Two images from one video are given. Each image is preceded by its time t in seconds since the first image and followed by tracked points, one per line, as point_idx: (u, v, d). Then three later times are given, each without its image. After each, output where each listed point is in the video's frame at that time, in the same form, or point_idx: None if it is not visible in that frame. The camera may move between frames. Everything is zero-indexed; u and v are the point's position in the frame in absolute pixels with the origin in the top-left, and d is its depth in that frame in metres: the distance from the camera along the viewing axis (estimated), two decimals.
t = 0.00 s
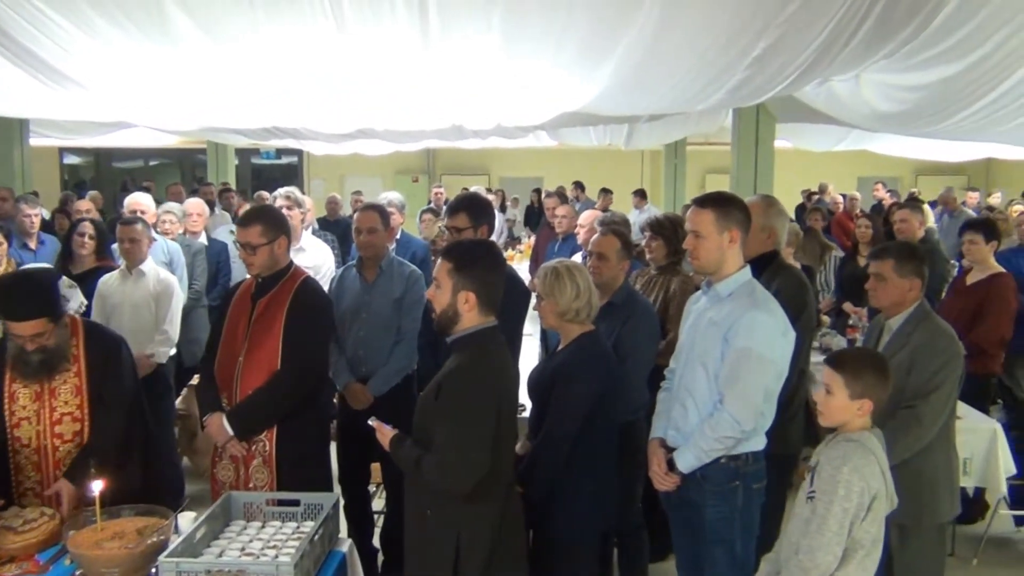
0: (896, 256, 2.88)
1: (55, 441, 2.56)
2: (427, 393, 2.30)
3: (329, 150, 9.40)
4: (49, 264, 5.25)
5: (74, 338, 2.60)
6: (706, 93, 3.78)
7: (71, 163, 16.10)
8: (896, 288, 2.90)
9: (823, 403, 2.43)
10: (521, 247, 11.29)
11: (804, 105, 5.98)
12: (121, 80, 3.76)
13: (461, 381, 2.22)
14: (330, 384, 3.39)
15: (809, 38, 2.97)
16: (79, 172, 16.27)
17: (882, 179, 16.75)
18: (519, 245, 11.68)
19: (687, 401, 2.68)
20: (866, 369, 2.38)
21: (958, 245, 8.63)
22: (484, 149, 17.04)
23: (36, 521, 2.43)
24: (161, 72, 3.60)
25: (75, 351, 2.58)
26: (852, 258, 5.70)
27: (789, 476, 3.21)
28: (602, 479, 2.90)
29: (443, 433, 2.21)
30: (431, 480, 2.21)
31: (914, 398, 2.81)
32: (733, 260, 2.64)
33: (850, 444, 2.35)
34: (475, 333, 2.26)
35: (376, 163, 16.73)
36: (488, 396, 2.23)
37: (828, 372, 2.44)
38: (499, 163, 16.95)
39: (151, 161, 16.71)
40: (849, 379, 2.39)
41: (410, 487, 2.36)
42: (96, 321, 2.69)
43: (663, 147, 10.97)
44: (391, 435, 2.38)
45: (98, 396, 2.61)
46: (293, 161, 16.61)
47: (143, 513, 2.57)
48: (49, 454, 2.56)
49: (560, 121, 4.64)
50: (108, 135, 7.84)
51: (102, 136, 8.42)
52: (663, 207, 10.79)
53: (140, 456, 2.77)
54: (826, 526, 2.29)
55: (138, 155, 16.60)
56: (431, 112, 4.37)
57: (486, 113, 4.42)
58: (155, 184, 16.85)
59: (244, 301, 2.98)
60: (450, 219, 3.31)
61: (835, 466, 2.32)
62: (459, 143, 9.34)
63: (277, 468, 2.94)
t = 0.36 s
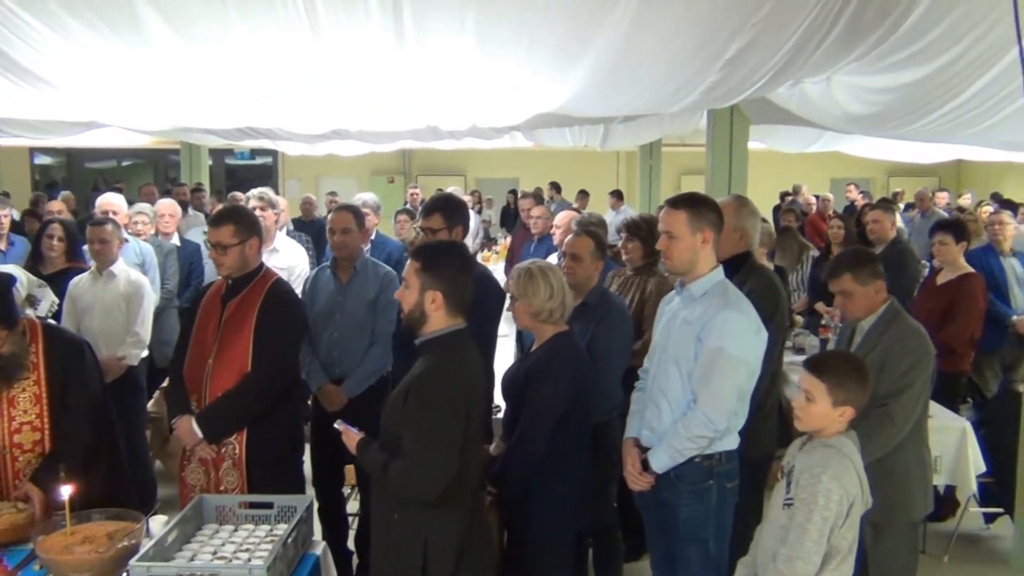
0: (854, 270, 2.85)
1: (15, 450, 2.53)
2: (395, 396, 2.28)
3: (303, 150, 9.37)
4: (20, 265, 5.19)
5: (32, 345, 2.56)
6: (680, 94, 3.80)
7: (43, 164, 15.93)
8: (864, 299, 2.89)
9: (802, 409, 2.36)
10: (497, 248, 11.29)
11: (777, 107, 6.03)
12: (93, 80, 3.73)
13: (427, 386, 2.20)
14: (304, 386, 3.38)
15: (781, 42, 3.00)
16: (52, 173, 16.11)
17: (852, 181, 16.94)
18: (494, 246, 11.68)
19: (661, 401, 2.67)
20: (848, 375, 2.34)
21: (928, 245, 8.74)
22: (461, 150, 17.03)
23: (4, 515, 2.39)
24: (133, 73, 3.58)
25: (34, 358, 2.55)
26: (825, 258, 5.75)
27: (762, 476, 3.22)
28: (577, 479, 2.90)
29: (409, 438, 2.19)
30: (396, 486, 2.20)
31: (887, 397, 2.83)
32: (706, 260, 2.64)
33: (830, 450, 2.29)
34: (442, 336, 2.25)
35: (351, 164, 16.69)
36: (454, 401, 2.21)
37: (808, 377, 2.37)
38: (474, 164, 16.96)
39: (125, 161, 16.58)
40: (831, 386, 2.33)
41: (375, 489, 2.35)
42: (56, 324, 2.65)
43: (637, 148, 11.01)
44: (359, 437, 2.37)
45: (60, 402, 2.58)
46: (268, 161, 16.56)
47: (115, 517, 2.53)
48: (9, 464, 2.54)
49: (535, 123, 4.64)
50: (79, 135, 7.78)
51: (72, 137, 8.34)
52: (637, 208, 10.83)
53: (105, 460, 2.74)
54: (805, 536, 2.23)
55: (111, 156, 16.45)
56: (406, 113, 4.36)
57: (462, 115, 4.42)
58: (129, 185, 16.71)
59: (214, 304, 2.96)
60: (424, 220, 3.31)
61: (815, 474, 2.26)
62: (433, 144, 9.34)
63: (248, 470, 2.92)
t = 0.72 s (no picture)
0: (821, 274, 2.87)
1: None
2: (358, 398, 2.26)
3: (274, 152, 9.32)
4: None
5: None
6: (651, 96, 3.82)
7: (10, 165, 15.74)
8: (831, 302, 2.91)
9: (778, 417, 2.28)
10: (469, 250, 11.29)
11: (749, 110, 6.08)
12: (62, 82, 3.69)
13: (391, 389, 2.18)
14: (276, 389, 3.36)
15: (751, 44, 3.03)
16: (20, 175, 15.92)
17: (824, 183, 17.12)
18: (467, 248, 11.69)
19: (632, 402, 2.67)
20: (826, 384, 2.27)
21: (895, 246, 8.85)
22: (436, 152, 17.02)
23: None
24: (101, 75, 3.55)
25: None
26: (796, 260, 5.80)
27: (735, 476, 3.24)
28: (549, 480, 2.90)
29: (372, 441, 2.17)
30: (359, 491, 2.20)
31: (859, 397, 2.84)
32: (675, 261, 2.65)
33: (808, 460, 2.22)
34: (405, 338, 2.24)
35: (325, 166, 16.64)
36: (417, 405, 2.19)
37: (784, 385, 2.29)
38: (447, 166, 16.95)
39: (94, 163, 16.42)
40: (809, 396, 2.25)
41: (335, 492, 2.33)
42: (19, 330, 2.64)
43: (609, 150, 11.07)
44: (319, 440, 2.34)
45: (22, 409, 2.57)
46: (239, 163, 16.46)
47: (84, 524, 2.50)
48: None
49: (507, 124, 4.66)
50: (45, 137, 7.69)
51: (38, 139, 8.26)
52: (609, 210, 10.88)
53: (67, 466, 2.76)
54: (785, 550, 2.17)
55: (80, 158, 16.28)
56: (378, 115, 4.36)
57: (433, 117, 4.42)
58: (99, 188, 16.55)
59: (182, 306, 2.94)
60: (396, 222, 3.31)
61: (794, 486, 2.20)
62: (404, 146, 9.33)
63: (214, 474, 2.90)
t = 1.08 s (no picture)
0: (808, 266, 2.90)
1: None
2: (326, 401, 2.27)
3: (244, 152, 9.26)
4: None
5: None
6: (623, 97, 3.83)
7: None
8: (813, 296, 2.94)
9: (755, 431, 2.24)
10: (444, 250, 11.28)
11: (721, 111, 6.12)
12: (28, 83, 3.65)
13: (358, 391, 2.19)
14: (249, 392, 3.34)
15: (722, 46, 3.05)
16: None
17: (796, 182, 17.27)
18: (441, 248, 11.69)
19: (606, 402, 2.67)
20: (802, 397, 2.22)
21: (865, 244, 8.95)
22: (411, 153, 16.99)
23: None
24: (68, 76, 3.51)
25: None
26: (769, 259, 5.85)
27: (708, 474, 3.26)
28: (523, 482, 2.89)
29: (340, 442, 2.19)
30: (327, 494, 2.20)
31: (835, 396, 2.87)
32: (648, 261, 2.66)
33: (787, 471, 2.19)
34: (374, 339, 2.23)
35: (299, 167, 16.59)
36: (385, 406, 2.20)
37: (759, 399, 2.24)
38: (421, 167, 16.93)
39: (62, 164, 16.24)
40: (787, 411, 2.21)
41: (304, 494, 2.33)
42: None
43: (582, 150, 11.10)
44: (288, 442, 2.34)
45: None
46: (212, 163, 16.36)
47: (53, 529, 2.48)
48: None
49: (480, 125, 4.65)
50: (12, 138, 7.59)
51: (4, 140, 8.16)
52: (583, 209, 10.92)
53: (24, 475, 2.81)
54: (766, 563, 2.13)
55: (49, 159, 16.10)
56: (351, 116, 4.33)
57: (407, 117, 4.41)
58: (70, 189, 16.37)
59: (151, 310, 2.91)
60: (369, 223, 3.30)
61: (775, 500, 2.16)
62: (377, 146, 9.31)
63: (184, 478, 2.88)
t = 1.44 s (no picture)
0: (792, 265, 2.94)
1: None
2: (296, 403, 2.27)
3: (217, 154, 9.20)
4: None
5: None
6: (597, 98, 3.85)
7: None
8: (795, 295, 2.97)
9: (732, 447, 2.24)
10: (419, 252, 11.27)
11: (695, 113, 6.16)
12: None
13: (327, 394, 2.18)
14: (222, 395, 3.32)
15: (696, 48, 3.07)
16: None
17: (771, 184, 17.42)
18: (416, 250, 11.68)
19: (580, 403, 2.68)
20: (771, 410, 2.22)
21: (837, 245, 9.04)
22: (388, 154, 16.96)
23: None
24: (37, 76, 3.47)
25: None
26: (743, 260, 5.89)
27: (682, 473, 3.28)
28: (498, 484, 2.89)
29: (309, 445, 2.18)
30: (299, 495, 2.20)
31: (810, 397, 2.89)
32: (622, 262, 2.67)
33: (765, 477, 2.19)
34: (346, 340, 2.23)
35: (274, 168, 16.51)
36: (355, 408, 2.19)
37: (728, 416, 2.24)
38: (397, 168, 16.90)
39: (33, 165, 16.05)
40: (761, 423, 2.21)
41: (277, 496, 2.33)
42: None
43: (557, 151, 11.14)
44: (260, 444, 2.33)
45: None
46: (185, 164, 16.24)
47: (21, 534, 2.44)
48: None
49: (455, 126, 4.65)
50: None
51: None
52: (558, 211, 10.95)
53: None
54: (750, 569, 2.13)
55: (19, 160, 15.91)
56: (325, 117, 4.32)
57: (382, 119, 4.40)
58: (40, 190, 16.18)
59: (123, 313, 2.88)
60: (343, 224, 3.29)
61: (757, 507, 2.16)
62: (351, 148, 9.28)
63: (156, 482, 2.86)
